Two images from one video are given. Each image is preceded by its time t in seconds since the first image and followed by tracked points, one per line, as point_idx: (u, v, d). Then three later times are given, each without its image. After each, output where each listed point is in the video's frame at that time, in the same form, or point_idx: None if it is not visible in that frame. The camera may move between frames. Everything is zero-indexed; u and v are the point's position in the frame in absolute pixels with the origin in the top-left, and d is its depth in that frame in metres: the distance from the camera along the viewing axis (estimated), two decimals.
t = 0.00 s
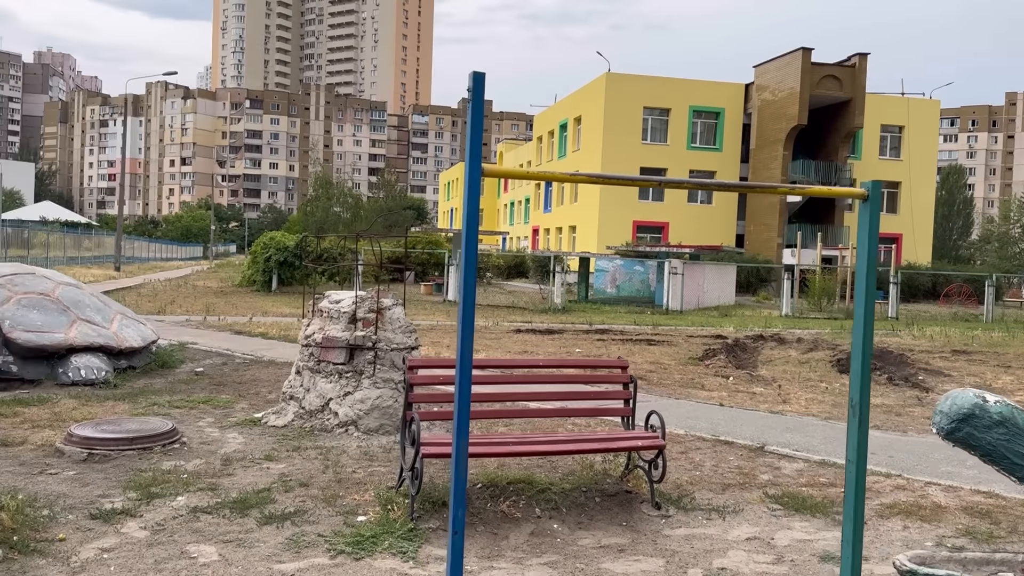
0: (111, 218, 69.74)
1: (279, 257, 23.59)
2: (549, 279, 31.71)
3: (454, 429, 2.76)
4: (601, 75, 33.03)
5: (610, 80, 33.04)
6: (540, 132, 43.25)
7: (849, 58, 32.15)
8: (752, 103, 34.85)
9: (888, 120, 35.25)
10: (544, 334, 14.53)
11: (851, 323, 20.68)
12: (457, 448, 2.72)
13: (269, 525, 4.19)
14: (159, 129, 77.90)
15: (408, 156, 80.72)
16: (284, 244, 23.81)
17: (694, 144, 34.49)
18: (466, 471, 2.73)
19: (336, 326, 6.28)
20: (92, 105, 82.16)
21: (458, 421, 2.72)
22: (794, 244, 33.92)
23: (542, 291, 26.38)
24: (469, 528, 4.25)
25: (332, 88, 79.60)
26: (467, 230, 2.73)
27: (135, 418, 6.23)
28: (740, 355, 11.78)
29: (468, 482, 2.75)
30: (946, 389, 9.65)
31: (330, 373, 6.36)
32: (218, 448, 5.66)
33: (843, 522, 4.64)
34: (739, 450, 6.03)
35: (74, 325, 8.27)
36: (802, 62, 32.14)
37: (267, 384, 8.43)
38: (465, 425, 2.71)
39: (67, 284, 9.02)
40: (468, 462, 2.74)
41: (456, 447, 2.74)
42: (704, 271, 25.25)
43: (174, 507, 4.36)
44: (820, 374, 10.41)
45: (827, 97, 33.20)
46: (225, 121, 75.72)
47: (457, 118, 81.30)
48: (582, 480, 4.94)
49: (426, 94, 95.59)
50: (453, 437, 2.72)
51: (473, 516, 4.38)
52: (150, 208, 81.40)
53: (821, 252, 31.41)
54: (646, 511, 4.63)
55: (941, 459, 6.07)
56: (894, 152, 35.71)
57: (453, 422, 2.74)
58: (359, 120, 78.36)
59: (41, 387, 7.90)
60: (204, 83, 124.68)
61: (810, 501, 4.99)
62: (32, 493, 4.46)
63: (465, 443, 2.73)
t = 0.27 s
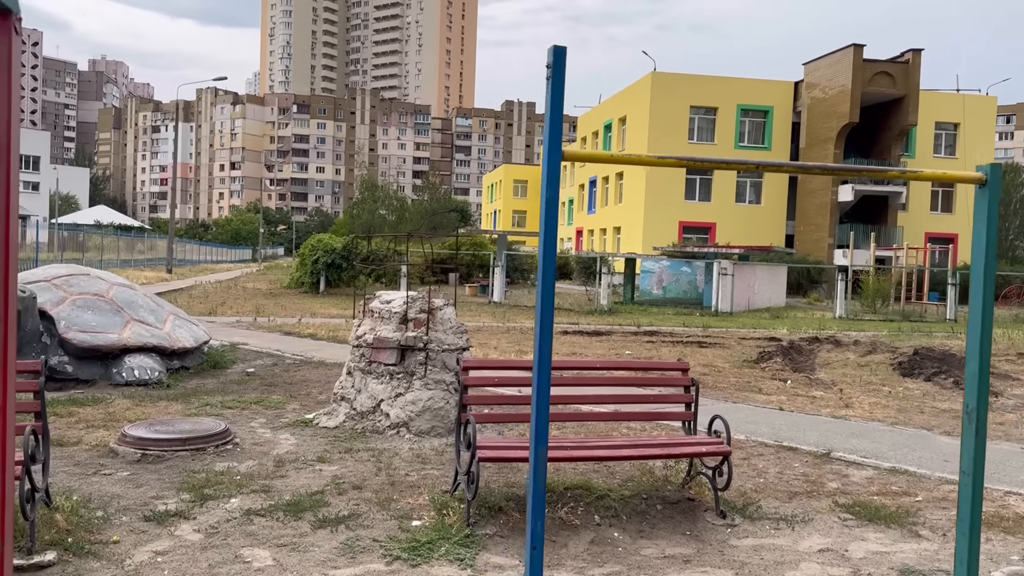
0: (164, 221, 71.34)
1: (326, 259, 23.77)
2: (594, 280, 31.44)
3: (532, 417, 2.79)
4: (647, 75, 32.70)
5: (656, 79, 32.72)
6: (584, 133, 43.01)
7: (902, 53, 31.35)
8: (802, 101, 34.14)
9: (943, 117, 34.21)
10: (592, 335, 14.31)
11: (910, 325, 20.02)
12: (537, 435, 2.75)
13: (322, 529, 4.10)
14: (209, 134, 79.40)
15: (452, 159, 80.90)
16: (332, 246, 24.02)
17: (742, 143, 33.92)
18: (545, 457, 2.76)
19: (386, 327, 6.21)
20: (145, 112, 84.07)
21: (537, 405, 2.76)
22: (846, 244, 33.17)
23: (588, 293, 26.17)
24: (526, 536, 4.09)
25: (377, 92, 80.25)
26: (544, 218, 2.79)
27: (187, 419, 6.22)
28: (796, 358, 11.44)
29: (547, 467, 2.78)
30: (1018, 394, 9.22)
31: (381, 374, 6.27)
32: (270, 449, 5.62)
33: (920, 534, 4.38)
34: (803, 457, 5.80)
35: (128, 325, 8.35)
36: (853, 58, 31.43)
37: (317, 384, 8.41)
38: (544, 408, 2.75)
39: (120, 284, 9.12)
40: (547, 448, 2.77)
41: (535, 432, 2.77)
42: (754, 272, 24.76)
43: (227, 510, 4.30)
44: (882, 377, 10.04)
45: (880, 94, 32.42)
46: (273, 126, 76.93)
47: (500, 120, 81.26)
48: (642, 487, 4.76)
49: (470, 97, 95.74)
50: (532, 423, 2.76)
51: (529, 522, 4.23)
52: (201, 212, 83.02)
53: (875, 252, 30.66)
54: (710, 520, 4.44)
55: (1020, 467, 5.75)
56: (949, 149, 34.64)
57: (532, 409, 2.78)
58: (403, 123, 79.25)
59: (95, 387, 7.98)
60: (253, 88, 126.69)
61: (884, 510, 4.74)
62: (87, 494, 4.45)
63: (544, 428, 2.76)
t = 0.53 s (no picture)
0: (204, 225, 72.45)
1: (365, 262, 23.82)
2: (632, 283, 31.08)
3: (625, 439, 2.72)
4: (686, 74, 32.23)
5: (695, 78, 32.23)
6: (621, 134, 42.68)
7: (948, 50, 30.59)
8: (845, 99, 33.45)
9: (990, 115, 33.26)
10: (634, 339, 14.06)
11: (961, 328, 19.41)
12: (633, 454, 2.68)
13: (372, 542, 3.96)
14: (249, 139, 80.45)
15: (487, 161, 80.81)
16: (369, 249, 24.05)
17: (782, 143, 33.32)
18: (638, 485, 2.69)
19: (432, 332, 6.08)
20: (186, 117, 85.41)
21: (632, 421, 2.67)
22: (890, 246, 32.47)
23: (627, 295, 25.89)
24: (583, 553, 3.90)
25: (413, 96, 80.57)
26: (639, 228, 2.67)
27: (231, 425, 6.15)
28: (848, 363, 11.09)
29: (640, 494, 2.71)
30: None
31: (426, 380, 6.12)
32: (316, 457, 5.51)
33: (1001, 554, 4.11)
34: (868, 470, 5.54)
35: (171, 329, 8.38)
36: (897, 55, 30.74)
37: (359, 389, 8.28)
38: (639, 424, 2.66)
39: (164, 288, 9.15)
40: (640, 475, 2.70)
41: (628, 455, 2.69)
42: (798, 275, 24.34)
43: (274, 521, 4.18)
44: (940, 384, 9.67)
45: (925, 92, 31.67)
46: (311, 130, 77.76)
47: (535, 122, 80.99)
48: (702, 501, 4.55)
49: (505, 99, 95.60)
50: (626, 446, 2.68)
51: (585, 538, 4.03)
52: (241, 216, 84.11)
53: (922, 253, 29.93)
54: (776, 537, 4.23)
55: None
56: (997, 148, 33.61)
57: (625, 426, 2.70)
58: (439, 126, 79.54)
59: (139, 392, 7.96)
60: (292, 93, 127.98)
61: (959, 527, 4.48)
62: (132, 504, 4.37)
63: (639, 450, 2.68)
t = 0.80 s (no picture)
0: (233, 230, 73.18)
1: (392, 265, 23.75)
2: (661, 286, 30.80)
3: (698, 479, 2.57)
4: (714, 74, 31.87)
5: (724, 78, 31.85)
6: (648, 135, 42.37)
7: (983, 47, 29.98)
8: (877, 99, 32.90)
9: None
10: (665, 343, 13.83)
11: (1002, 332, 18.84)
12: (708, 489, 2.53)
13: (404, 559, 3.82)
14: (277, 143, 81.03)
15: (513, 163, 80.57)
16: (396, 253, 23.99)
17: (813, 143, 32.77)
18: (714, 527, 2.54)
19: (463, 338, 5.95)
20: (215, 122, 86.34)
21: (707, 453, 2.51)
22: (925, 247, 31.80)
23: (656, 299, 25.58)
24: (624, 571, 3.72)
25: (439, 99, 80.58)
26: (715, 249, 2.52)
27: (260, 433, 6.06)
28: (888, 369, 10.78)
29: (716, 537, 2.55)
30: None
31: (457, 387, 5.99)
32: (345, 466, 5.39)
33: None
34: (917, 483, 5.31)
35: (200, 334, 8.35)
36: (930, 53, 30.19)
37: (389, 395, 8.17)
38: (715, 456, 2.51)
39: (193, 293, 9.13)
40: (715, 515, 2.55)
41: (703, 488, 2.55)
42: (831, 278, 23.87)
43: (303, 535, 4.06)
44: (985, 391, 9.35)
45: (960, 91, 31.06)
46: (338, 134, 78.25)
47: (561, 125, 80.70)
48: (746, 517, 4.37)
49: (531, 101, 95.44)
50: (703, 479, 2.53)
51: (625, 555, 3.87)
52: (269, 220, 84.80)
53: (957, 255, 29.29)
54: (826, 555, 4.03)
55: None
56: None
57: (701, 458, 2.53)
58: (465, 129, 79.37)
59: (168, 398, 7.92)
60: (319, 97, 128.90)
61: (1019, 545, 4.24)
62: (160, 515, 4.28)
63: (714, 483, 2.53)
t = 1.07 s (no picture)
0: (254, 232, 73.64)
1: (411, 266, 23.64)
2: (682, 287, 30.51)
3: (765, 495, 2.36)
4: (736, 74, 31.57)
5: (745, 78, 31.53)
6: (667, 136, 42.08)
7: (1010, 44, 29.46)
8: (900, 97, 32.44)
9: None
10: (689, 344, 13.59)
11: None
12: (781, 495, 2.30)
13: (424, 570, 3.64)
14: (297, 147, 81.41)
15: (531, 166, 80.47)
16: (415, 254, 23.88)
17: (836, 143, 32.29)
18: (783, 545, 2.32)
19: (483, 339, 5.78)
20: (236, 126, 86.93)
21: (775, 470, 2.31)
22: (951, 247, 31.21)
23: (677, 300, 25.32)
24: None
25: (457, 102, 80.61)
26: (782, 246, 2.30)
27: (276, 436, 5.93)
28: (918, 370, 10.50)
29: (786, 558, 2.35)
30: None
31: (477, 390, 5.82)
32: (363, 471, 5.23)
33: None
34: (959, 490, 5.07)
35: (217, 335, 8.26)
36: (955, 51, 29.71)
37: (408, 397, 8.01)
38: (785, 470, 2.30)
39: (211, 294, 9.03)
40: (784, 537, 2.33)
41: (772, 508, 2.33)
42: (855, 278, 23.49)
43: (319, 543, 3.90)
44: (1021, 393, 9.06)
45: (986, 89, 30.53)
46: (358, 137, 78.54)
47: (580, 126, 80.44)
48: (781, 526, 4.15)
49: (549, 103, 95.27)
50: (770, 495, 2.31)
51: (655, 567, 3.68)
52: (289, 223, 85.20)
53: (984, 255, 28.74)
54: (867, 566, 3.81)
55: None
56: None
57: (767, 474, 2.33)
58: (483, 131, 79.24)
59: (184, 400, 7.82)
60: (339, 101, 129.46)
61: None
62: (171, 522, 4.14)
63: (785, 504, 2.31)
